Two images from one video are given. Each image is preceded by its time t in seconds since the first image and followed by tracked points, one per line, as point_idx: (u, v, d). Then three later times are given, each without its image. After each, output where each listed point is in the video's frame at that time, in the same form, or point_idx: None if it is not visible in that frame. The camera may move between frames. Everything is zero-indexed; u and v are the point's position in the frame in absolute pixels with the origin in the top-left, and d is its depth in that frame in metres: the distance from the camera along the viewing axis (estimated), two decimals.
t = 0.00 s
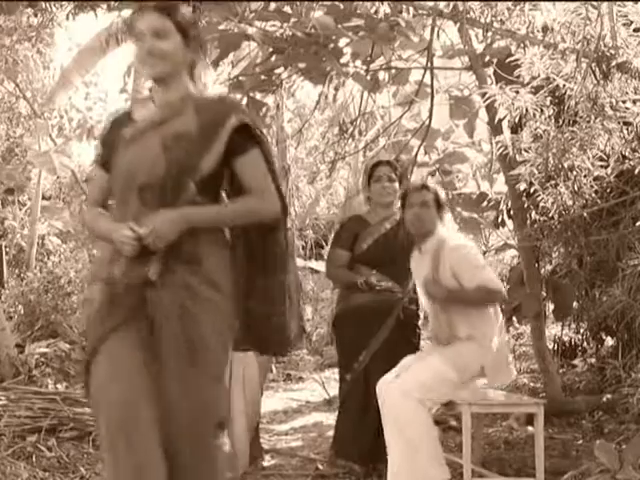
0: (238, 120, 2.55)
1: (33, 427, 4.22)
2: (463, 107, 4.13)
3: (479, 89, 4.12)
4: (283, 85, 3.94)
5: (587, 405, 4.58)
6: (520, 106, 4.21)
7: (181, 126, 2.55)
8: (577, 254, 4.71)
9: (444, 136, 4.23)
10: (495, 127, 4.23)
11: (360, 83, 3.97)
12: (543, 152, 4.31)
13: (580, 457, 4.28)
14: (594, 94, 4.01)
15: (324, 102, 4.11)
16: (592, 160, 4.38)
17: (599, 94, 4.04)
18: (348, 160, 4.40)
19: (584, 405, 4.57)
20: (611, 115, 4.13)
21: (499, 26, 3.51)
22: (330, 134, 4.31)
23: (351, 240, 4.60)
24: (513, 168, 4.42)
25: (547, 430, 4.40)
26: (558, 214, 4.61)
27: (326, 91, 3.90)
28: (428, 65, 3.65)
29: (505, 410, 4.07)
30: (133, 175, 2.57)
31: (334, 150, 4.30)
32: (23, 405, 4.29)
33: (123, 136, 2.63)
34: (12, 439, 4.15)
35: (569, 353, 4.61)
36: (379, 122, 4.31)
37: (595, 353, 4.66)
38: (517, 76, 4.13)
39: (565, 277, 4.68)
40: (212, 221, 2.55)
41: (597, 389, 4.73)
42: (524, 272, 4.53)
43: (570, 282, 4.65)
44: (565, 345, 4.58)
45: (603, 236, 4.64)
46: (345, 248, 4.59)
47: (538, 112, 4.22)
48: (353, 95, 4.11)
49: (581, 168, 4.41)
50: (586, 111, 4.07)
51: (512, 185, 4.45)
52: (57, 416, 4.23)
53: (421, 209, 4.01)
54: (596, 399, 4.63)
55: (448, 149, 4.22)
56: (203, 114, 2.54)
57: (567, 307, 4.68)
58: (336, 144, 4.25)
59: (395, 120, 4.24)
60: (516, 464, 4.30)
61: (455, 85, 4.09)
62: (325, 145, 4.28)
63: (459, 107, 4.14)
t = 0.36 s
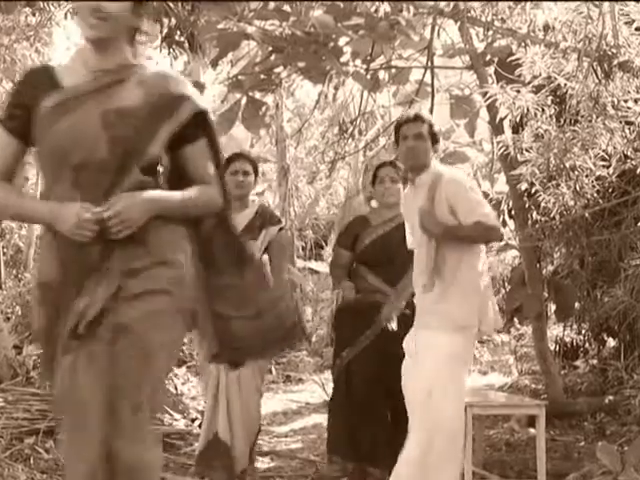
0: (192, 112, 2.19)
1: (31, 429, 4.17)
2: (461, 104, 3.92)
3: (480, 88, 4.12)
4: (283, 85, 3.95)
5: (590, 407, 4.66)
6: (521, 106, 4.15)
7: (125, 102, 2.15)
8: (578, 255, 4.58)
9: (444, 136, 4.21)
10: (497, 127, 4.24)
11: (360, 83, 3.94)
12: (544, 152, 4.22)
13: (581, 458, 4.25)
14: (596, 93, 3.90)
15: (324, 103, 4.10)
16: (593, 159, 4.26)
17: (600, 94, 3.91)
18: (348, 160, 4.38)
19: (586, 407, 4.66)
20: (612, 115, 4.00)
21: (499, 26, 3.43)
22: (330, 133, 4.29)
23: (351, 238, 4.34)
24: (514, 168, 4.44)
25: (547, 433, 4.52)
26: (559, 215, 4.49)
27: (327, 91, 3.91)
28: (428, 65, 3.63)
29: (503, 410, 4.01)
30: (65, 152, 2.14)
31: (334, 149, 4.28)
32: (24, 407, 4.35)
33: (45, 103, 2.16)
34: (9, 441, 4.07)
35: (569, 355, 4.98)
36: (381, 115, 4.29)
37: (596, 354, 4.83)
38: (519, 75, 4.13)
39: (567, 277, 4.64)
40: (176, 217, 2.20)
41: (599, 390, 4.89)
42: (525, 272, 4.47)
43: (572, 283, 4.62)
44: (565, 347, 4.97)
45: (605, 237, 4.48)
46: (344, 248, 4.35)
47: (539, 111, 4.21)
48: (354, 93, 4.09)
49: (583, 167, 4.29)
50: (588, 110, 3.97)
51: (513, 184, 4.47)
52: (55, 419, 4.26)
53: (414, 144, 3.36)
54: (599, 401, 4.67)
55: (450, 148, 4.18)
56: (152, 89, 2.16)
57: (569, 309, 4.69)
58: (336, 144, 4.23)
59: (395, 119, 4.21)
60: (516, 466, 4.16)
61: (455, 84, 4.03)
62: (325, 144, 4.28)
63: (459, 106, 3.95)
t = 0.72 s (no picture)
0: (95, 34, 1.57)
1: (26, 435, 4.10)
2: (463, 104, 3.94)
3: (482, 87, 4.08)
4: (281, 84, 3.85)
5: (594, 411, 4.62)
6: (524, 106, 4.11)
7: (17, 43, 1.60)
8: (582, 257, 4.49)
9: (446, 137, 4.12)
10: (498, 126, 4.18)
11: (360, 82, 3.88)
12: (548, 152, 4.14)
13: (585, 463, 4.19)
14: (599, 93, 3.86)
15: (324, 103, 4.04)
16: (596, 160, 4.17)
17: (604, 93, 3.88)
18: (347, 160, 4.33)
19: (589, 411, 4.62)
20: (616, 114, 3.93)
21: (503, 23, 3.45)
22: (329, 134, 4.24)
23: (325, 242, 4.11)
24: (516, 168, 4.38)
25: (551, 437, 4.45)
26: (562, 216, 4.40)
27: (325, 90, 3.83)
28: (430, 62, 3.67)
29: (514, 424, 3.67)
30: None
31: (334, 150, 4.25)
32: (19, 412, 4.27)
33: None
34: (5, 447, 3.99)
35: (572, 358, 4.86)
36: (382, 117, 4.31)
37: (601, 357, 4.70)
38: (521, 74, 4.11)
39: (570, 279, 4.56)
40: (47, 173, 1.54)
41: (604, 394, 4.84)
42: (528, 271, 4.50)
43: (575, 284, 4.53)
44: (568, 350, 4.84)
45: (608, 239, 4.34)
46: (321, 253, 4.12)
47: (541, 111, 4.12)
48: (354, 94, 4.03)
49: (587, 168, 4.19)
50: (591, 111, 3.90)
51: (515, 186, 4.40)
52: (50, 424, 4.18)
53: (419, 134, 3.66)
54: (602, 405, 4.61)
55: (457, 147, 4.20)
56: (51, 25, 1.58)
57: (572, 311, 4.64)
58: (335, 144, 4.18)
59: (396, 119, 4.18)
60: (519, 471, 4.10)
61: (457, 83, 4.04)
62: (325, 145, 4.27)
63: (461, 106, 3.95)
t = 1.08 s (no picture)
0: None
1: (11, 444, 3.87)
2: (473, 99, 3.66)
3: (489, 79, 3.82)
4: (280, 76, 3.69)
5: (608, 420, 4.53)
6: (534, 100, 3.86)
7: None
8: (595, 258, 4.33)
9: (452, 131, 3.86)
10: (507, 120, 3.92)
11: (361, 73, 3.67)
12: (558, 147, 3.91)
13: (599, 476, 3.99)
14: (614, 84, 3.67)
15: (323, 95, 3.86)
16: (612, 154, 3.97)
17: (619, 84, 3.69)
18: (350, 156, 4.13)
19: (605, 420, 4.54)
20: (632, 107, 3.77)
21: (512, 16, 3.27)
22: (330, 129, 4.07)
23: (291, 237, 3.70)
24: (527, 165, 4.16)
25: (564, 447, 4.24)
26: (575, 214, 4.20)
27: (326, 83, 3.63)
28: (435, 53, 3.58)
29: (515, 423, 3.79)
30: None
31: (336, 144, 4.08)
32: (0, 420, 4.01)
33: None
34: None
35: (587, 365, 4.81)
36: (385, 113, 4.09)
37: (616, 363, 4.66)
38: (531, 65, 3.90)
39: (583, 281, 4.44)
40: None
41: (619, 402, 4.68)
42: (540, 275, 4.33)
43: (589, 287, 4.39)
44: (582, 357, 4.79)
45: (623, 239, 4.24)
46: (285, 247, 3.71)
47: (553, 105, 3.94)
48: (356, 85, 3.88)
49: (601, 164, 4.01)
50: (606, 103, 3.74)
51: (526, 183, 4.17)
52: (36, 433, 3.95)
53: (423, 128, 3.38)
54: (617, 413, 4.54)
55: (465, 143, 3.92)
56: None
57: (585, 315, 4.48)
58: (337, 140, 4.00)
59: (399, 113, 3.98)
60: None
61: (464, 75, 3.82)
62: (326, 139, 4.16)
63: (468, 99, 3.67)
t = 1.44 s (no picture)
0: None
1: None
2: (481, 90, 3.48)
3: (500, 69, 3.62)
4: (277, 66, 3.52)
5: (627, 432, 4.10)
6: (547, 90, 3.65)
7: None
8: (612, 260, 3.95)
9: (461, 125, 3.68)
10: (519, 112, 3.79)
11: (363, 63, 3.44)
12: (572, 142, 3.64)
13: None
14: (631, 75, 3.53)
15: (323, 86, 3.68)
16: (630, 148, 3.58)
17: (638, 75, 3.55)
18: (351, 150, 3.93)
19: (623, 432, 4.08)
20: None
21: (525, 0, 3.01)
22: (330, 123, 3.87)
23: (273, 237, 3.06)
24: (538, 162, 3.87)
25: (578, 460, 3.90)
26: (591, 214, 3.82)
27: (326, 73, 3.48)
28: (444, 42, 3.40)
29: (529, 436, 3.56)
30: None
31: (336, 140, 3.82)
32: None
33: None
34: None
35: (603, 374, 4.41)
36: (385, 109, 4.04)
37: (635, 372, 4.23)
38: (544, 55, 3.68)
39: (599, 284, 4.05)
40: None
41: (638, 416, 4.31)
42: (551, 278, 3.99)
43: (605, 290, 4.00)
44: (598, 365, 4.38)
45: None
46: (268, 247, 3.06)
47: (567, 96, 3.67)
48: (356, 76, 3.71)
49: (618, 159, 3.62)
50: (624, 95, 3.54)
51: (537, 181, 3.89)
52: (17, 446, 3.68)
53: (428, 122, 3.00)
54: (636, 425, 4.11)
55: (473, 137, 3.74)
56: None
57: (602, 321, 4.05)
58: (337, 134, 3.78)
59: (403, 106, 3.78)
60: None
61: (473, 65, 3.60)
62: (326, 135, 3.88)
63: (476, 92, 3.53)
